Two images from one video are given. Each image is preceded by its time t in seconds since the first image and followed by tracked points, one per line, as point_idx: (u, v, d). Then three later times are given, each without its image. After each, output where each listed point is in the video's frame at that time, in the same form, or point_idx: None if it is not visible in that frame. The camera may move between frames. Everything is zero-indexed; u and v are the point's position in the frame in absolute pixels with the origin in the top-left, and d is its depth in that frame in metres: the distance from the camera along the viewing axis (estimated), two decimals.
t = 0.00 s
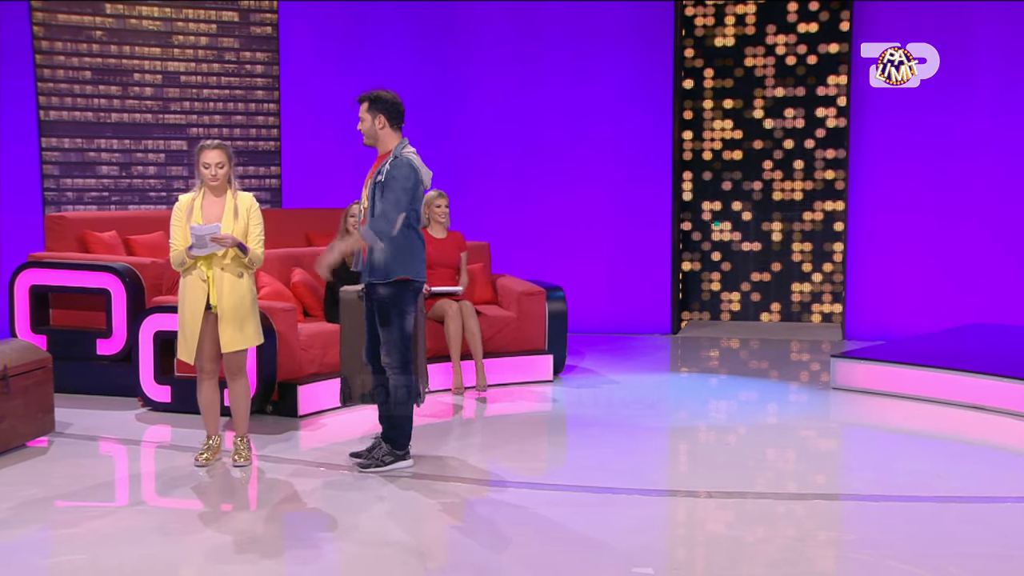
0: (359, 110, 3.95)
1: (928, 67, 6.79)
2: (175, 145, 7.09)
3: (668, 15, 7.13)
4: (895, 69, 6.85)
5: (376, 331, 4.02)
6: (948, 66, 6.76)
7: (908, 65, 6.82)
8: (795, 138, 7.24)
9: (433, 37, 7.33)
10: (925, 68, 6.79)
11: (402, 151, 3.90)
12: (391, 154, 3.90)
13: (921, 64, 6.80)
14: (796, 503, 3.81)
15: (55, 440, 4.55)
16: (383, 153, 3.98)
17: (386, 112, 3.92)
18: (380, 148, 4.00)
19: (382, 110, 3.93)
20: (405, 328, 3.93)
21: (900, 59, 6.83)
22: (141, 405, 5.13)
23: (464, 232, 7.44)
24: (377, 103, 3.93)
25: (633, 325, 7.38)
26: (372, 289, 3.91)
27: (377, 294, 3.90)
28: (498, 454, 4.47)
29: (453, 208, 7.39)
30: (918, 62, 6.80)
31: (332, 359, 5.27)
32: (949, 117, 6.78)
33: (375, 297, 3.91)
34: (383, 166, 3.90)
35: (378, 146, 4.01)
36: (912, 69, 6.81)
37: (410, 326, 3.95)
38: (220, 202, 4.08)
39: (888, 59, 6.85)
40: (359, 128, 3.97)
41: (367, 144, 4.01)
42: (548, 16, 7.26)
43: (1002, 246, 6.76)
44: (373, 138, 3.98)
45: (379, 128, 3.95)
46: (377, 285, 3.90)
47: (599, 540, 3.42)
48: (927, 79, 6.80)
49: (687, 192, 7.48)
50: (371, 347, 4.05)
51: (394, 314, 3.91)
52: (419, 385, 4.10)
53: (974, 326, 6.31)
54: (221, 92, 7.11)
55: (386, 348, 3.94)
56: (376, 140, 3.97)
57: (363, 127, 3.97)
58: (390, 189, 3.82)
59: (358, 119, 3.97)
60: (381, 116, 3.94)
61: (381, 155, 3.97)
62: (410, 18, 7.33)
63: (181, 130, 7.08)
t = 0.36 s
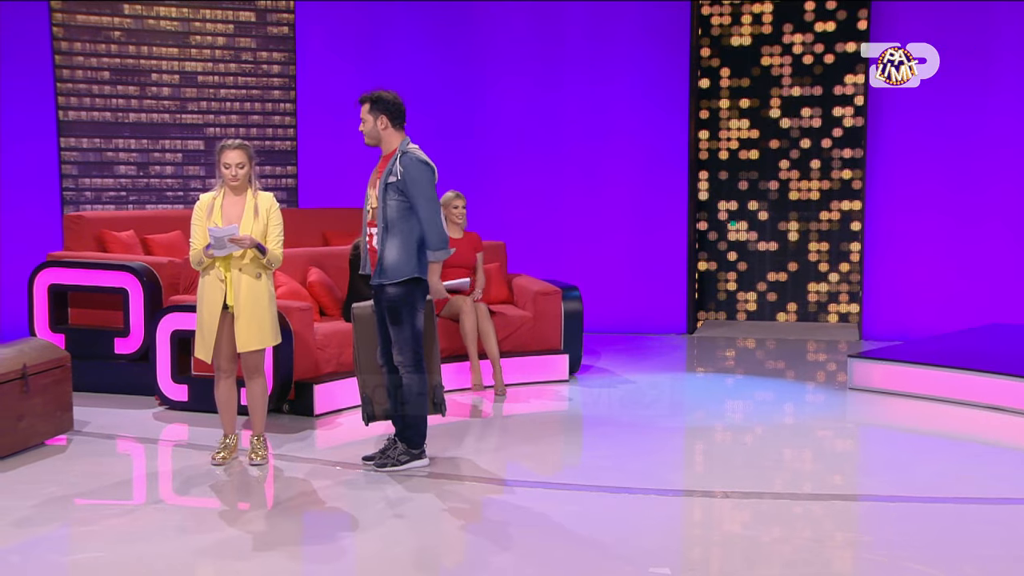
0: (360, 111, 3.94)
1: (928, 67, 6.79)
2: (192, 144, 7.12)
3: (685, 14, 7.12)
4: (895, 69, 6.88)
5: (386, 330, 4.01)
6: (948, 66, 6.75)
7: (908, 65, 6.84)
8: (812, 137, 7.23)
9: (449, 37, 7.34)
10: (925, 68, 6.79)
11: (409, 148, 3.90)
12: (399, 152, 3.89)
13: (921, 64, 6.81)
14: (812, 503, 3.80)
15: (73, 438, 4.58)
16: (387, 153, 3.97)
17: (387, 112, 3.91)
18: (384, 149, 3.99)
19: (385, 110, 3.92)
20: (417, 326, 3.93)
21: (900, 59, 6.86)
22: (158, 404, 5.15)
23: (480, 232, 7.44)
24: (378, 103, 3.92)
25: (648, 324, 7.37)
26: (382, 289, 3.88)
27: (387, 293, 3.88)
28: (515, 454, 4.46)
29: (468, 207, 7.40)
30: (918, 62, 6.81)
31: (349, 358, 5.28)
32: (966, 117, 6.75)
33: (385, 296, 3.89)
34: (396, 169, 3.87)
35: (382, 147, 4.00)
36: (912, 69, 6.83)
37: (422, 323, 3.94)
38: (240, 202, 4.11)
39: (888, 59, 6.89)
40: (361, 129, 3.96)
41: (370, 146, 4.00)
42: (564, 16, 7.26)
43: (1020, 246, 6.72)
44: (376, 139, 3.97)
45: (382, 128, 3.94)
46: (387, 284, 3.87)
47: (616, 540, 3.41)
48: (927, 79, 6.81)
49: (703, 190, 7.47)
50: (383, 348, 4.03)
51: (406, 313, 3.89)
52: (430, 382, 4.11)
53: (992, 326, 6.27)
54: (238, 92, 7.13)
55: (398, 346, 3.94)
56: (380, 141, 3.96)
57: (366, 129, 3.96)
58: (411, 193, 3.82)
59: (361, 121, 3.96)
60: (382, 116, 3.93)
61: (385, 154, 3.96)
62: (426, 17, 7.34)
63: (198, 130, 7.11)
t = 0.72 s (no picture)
0: (364, 112, 3.94)
1: (928, 67, 6.79)
2: (204, 144, 7.14)
3: (697, 15, 7.11)
4: (895, 69, 6.90)
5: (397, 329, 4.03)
6: (961, 66, 6.72)
7: (908, 65, 6.86)
8: (825, 137, 7.21)
9: (460, 37, 7.34)
10: (925, 68, 6.79)
11: (416, 148, 3.89)
12: (406, 152, 3.88)
13: (921, 64, 6.81)
14: (824, 504, 3.79)
15: (86, 437, 4.59)
16: (393, 153, 3.97)
17: (391, 112, 3.91)
18: (389, 149, 3.99)
19: (388, 111, 3.92)
20: (429, 324, 3.94)
21: (900, 59, 6.88)
22: (171, 403, 5.16)
23: (491, 232, 7.44)
24: (382, 104, 3.93)
25: (658, 324, 7.37)
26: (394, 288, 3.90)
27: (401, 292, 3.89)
28: (526, 454, 4.46)
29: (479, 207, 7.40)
30: (918, 61, 6.81)
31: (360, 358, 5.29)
32: (979, 117, 6.73)
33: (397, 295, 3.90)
34: (401, 168, 3.85)
35: (387, 147, 4.01)
36: (912, 69, 6.85)
37: (434, 321, 3.96)
38: (253, 201, 4.12)
39: (888, 59, 6.93)
40: (365, 130, 3.96)
41: (375, 147, 4.00)
42: (575, 16, 7.26)
43: None
44: (381, 140, 3.98)
45: (386, 129, 3.95)
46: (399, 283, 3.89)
47: (628, 541, 3.41)
48: (927, 79, 6.81)
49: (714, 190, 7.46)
50: (395, 349, 4.05)
51: (418, 311, 3.91)
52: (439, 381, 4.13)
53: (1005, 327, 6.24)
54: (250, 92, 7.15)
55: (409, 346, 3.95)
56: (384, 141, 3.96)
57: (369, 130, 3.96)
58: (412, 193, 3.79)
59: (365, 123, 3.96)
60: (387, 116, 3.93)
61: (390, 155, 3.96)
62: (439, 17, 7.34)
63: (210, 130, 7.13)
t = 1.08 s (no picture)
0: (372, 109, 3.94)
1: (928, 67, 6.80)
2: (209, 144, 7.15)
3: (701, 15, 7.11)
4: (895, 69, 6.92)
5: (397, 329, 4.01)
6: (964, 66, 6.72)
7: (908, 65, 6.86)
8: (829, 137, 7.22)
9: (465, 38, 7.34)
10: (925, 68, 6.80)
11: (419, 147, 3.90)
12: (410, 151, 3.88)
13: (921, 64, 6.82)
14: (828, 505, 3.79)
15: (91, 437, 4.60)
16: (397, 152, 3.97)
17: (400, 111, 3.92)
18: (394, 149, 3.99)
19: (396, 109, 3.92)
20: (429, 324, 3.93)
21: (901, 59, 6.89)
22: (176, 403, 5.17)
23: (496, 232, 7.44)
24: (390, 102, 3.93)
25: (662, 324, 7.36)
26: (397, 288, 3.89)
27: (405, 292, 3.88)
28: (531, 453, 4.46)
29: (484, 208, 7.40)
30: (919, 61, 6.81)
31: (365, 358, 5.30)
32: (984, 118, 6.73)
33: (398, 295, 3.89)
34: (405, 167, 3.86)
35: (392, 146, 4.00)
36: (912, 69, 6.85)
37: (434, 321, 3.95)
38: (259, 201, 4.12)
39: (888, 59, 6.95)
40: (370, 127, 3.95)
41: (380, 145, 3.99)
42: (581, 18, 7.25)
43: None
44: (387, 138, 3.97)
45: (394, 127, 3.94)
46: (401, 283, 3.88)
47: (632, 541, 3.40)
48: (927, 79, 6.81)
49: (719, 191, 7.45)
50: (397, 349, 4.04)
51: (418, 311, 3.90)
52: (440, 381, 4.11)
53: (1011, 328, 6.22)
54: (255, 92, 7.15)
55: (410, 346, 3.93)
56: (389, 139, 3.96)
57: (376, 127, 3.95)
58: (417, 193, 3.80)
59: (372, 120, 3.95)
60: (395, 115, 3.93)
61: (395, 154, 3.96)
62: (444, 17, 7.34)
63: (215, 130, 7.13)
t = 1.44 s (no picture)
0: (377, 107, 3.93)
1: (928, 67, 6.81)
2: (210, 145, 7.15)
3: (701, 15, 7.11)
4: (895, 69, 6.94)
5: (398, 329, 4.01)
6: (964, 66, 6.73)
7: (908, 65, 6.89)
8: (830, 137, 7.20)
9: (465, 38, 7.34)
10: (925, 68, 6.82)
11: (422, 147, 3.90)
12: (412, 150, 3.89)
13: (921, 64, 6.84)
14: (828, 505, 3.78)
15: (92, 437, 4.60)
16: (400, 152, 3.97)
17: (404, 111, 3.92)
18: (396, 148, 3.99)
19: (401, 108, 3.93)
20: (429, 324, 3.93)
21: (900, 59, 6.92)
22: (176, 403, 5.17)
23: (496, 232, 7.45)
24: (395, 101, 3.93)
25: (663, 323, 7.36)
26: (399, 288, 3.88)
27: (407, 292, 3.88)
28: (530, 454, 4.47)
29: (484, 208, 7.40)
30: (919, 62, 6.83)
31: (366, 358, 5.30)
32: (984, 118, 6.73)
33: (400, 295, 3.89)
34: (408, 166, 3.86)
35: (394, 146, 4.00)
36: (912, 69, 6.87)
37: (434, 321, 3.95)
38: (262, 202, 4.12)
39: (888, 59, 6.97)
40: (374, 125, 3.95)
41: (383, 144, 3.99)
42: (581, 18, 7.25)
43: None
44: (391, 137, 3.97)
45: (398, 126, 3.94)
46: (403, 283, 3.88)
47: (633, 541, 3.40)
48: (927, 79, 6.83)
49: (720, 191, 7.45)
50: (398, 349, 4.04)
51: (420, 311, 3.89)
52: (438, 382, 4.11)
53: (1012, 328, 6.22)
54: (255, 92, 7.15)
55: (411, 346, 3.93)
56: (393, 138, 3.96)
57: (380, 126, 3.95)
58: (420, 193, 3.80)
59: (376, 118, 3.95)
60: (400, 115, 3.94)
61: (398, 153, 3.96)
62: (444, 17, 7.34)
63: (216, 130, 7.14)
